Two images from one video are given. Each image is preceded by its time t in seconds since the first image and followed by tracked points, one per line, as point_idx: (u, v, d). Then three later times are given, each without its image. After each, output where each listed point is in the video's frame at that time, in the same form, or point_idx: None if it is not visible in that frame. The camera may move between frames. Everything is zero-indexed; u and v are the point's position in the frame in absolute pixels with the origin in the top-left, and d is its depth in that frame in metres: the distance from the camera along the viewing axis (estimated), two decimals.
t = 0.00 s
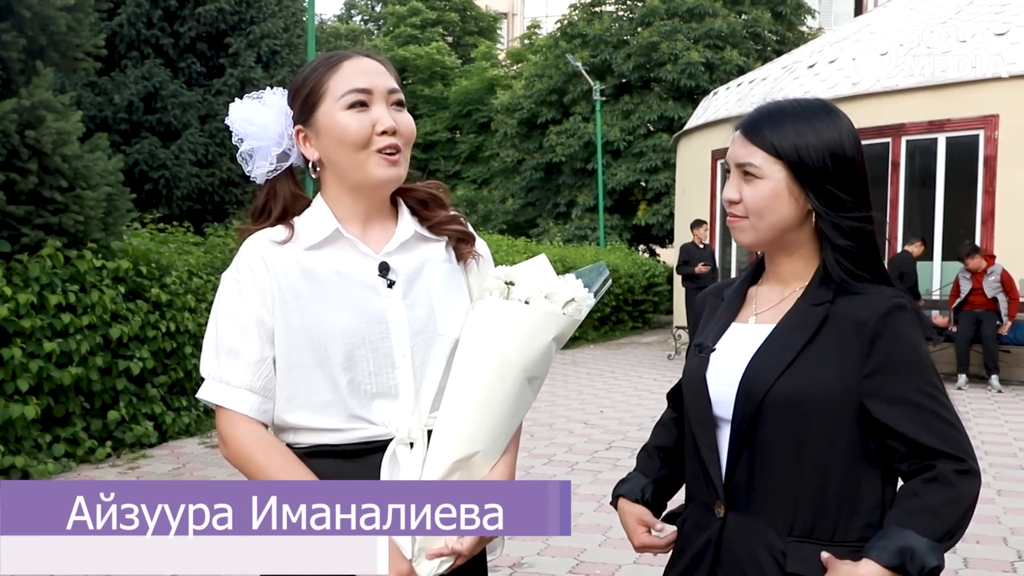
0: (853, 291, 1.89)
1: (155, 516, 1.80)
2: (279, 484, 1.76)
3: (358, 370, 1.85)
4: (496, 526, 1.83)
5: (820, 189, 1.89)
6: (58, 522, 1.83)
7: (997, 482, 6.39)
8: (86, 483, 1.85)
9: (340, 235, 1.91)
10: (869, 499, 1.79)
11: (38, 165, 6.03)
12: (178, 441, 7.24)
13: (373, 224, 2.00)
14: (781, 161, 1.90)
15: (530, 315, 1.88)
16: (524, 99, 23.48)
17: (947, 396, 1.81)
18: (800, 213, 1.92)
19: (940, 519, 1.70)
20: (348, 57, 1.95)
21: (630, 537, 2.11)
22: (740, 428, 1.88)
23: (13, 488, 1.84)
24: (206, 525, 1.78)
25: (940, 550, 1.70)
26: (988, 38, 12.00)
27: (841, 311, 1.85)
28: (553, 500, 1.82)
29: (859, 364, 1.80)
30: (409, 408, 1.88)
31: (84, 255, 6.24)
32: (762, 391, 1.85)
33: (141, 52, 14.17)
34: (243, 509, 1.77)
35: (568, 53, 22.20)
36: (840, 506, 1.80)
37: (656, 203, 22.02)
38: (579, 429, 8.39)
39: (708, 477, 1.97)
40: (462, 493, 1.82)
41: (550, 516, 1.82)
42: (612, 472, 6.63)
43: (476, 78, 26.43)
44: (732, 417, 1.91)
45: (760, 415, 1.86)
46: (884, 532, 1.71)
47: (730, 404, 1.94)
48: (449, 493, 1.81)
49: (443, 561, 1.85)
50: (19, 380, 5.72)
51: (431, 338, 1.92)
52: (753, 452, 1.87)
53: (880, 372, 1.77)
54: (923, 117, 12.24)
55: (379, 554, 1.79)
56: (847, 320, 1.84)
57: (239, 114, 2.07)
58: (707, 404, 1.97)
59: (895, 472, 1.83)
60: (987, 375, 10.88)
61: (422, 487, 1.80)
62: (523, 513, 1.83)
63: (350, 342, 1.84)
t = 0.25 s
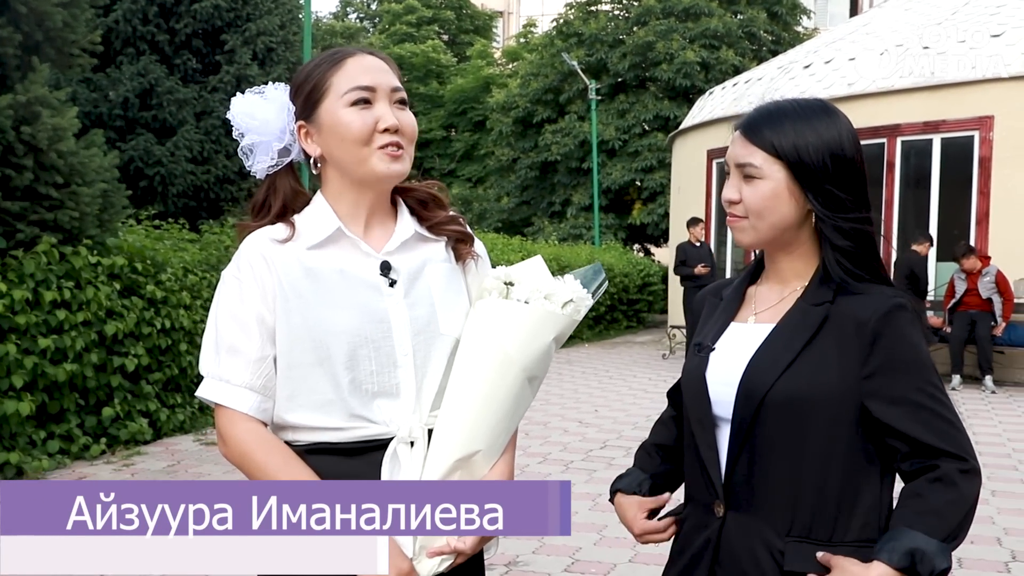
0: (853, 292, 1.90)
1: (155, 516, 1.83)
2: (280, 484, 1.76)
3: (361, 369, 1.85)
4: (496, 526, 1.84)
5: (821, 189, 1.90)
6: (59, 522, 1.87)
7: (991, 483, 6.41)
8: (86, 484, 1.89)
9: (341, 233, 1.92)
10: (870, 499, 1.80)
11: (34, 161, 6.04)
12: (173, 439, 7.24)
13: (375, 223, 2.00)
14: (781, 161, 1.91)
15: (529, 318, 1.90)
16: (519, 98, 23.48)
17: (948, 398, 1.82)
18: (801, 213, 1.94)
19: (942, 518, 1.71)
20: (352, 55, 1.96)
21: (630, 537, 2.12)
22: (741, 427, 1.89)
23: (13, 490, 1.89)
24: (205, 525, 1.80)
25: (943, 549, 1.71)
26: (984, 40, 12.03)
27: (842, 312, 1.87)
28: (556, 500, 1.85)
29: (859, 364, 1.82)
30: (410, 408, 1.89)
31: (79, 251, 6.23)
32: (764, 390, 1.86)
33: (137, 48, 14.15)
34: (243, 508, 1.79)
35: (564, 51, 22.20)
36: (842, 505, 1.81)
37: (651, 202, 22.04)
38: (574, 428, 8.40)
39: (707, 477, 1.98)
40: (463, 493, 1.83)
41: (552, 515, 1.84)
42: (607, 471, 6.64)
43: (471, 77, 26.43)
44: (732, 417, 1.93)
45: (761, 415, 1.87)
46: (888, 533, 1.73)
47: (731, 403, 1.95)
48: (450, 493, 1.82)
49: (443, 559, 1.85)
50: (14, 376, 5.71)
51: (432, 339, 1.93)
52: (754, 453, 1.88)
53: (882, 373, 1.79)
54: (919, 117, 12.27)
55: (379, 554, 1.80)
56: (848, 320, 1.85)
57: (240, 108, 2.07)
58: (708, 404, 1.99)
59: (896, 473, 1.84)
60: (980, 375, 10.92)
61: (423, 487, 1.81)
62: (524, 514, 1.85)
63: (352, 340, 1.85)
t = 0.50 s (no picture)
0: (855, 293, 1.91)
1: (155, 516, 1.82)
2: (281, 484, 1.76)
3: (362, 366, 1.86)
4: (495, 526, 1.85)
5: (824, 190, 1.91)
6: (59, 522, 1.86)
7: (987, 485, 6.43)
8: (85, 483, 1.88)
9: (340, 231, 1.92)
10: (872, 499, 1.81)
11: (32, 157, 6.03)
12: (170, 436, 7.23)
13: (373, 221, 2.01)
14: (784, 161, 1.92)
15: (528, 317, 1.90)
16: (517, 97, 23.47)
17: (949, 398, 1.83)
18: (804, 214, 1.94)
19: (941, 518, 1.72)
20: (355, 52, 1.96)
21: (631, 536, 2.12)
22: (741, 427, 1.90)
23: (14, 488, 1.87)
24: (206, 525, 1.80)
25: (942, 548, 1.71)
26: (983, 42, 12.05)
27: (844, 313, 1.88)
28: (554, 500, 1.85)
29: (859, 364, 1.82)
30: (410, 405, 1.90)
31: (77, 248, 6.22)
32: (765, 390, 1.87)
33: (136, 45, 14.14)
34: (244, 508, 1.79)
35: (562, 51, 22.21)
36: (842, 505, 1.82)
37: (648, 203, 22.03)
38: (571, 427, 8.41)
39: (708, 477, 1.98)
40: (461, 493, 1.83)
41: (551, 515, 1.85)
42: (604, 471, 6.65)
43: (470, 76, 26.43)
44: (733, 418, 1.93)
45: (762, 415, 1.88)
46: (888, 531, 1.73)
47: (732, 404, 1.96)
48: (449, 493, 1.82)
49: (442, 556, 1.87)
50: (11, 372, 5.71)
51: (433, 336, 1.94)
52: (755, 453, 1.89)
53: (882, 374, 1.80)
54: (917, 119, 12.29)
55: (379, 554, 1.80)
56: (850, 321, 1.86)
57: (240, 101, 2.06)
58: (709, 404, 1.99)
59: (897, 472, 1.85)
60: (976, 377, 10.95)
61: (422, 487, 1.81)
62: (523, 514, 1.86)
63: (352, 338, 1.85)
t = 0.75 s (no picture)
0: (860, 292, 1.90)
1: (155, 516, 1.83)
2: (281, 483, 1.76)
3: (364, 364, 1.86)
4: (496, 526, 1.84)
5: (830, 192, 1.90)
6: (59, 522, 1.87)
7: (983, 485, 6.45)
8: (86, 483, 1.89)
9: (340, 233, 1.91)
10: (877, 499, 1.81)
11: (32, 153, 6.02)
12: (169, 433, 7.23)
13: (373, 221, 2.00)
14: (791, 161, 1.91)
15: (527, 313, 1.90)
16: (517, 95, 23.45)
17: (953, 397, 1.83)
18: (809, 214, 1.94)
19: (943, 516, 1.73)
20: (361, 52, 1.95)
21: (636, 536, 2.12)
22: (745, 427, 1.90)
23: (16, 489, 1.90)
24: (206, 525, 1.81)
25: (943, 546, 1.72)
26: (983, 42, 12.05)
27: (849, 313, 1.88)
28: (555, 500, 1.85)
29: (863, 365, 1.82)
30: (412, 404, 1.89)
31: (77, 244, 6.22)
32: (769, 391, 1.87)
33: (136, 42, 14.13)
34: (243, 508, 1.79)
35: (562, 50, 22.20)
36: (846, 505, 1.82)
37: (648, 202, 22.02)
38: (570, 426, 8.41)
39: (712, 477, 1.98)
40: (462, 493, 1.82)
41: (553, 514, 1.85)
42: (604, 469, 6.65)
43: (469, 74, 26.43)
44: (737, 418, 1.93)
45: (766, 416, 1.88)
46: (889, 528, 1.75)
47: (736, 404, 1.96)
48: (449, 493, 1.82)
49: (447, 553, 1.85)
50: (11, 368, 5.71)
51: (434, 335, 1.93)
52: (758, 453, 1.89)
53: (884, 375, 1.80)
54: (917, 119, 12.28)
55: (379, 554, 1.80)
56: (855, 320, 1.86)
57: (244, 99, 2.05)
58: (714, 404, 1.99)
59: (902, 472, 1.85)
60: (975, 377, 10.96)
61: (424, 487, 1.81)
62: (524, 513, 1.85)
63: (355, 337, 1.85)
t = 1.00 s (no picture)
0: (862, 292, 1.91)
1: (155, 516, 1.82)
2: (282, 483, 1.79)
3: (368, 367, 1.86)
4: (496, 526, 1.84)
5: (833, 192, 1.90)
6: (58, 522, 1.85)
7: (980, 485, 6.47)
8: (85, 483, 1.88)
9: (345, 237, 1.92)
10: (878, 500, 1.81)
11: (31, 151, 6.01)
12: (167, 431, 7.23)
13: (377, 225, 2.01)
14: (794, 161, 1.91)
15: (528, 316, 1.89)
16: (515, 94, 23.44)
17: (954, 398, 1.84)
18: (812, 213, 1.94)
19: (944, 517, 1.74)
20: (370, 56, 1.95)
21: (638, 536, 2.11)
22: (749, 427, 1.90)
23: (16, 488, 1.87)
24: (206, 525, 1.79)
25: (942, 545, 1.73)
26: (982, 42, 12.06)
27: (851, 313, 1.88)
28: (553, 500, 1.82)
29: (866, 367, 1.82)
30: (414, 406, 1.89)
31: (76, 242, 6.20)
32: (772, 390, 1.87)
33: (135, 40, 14.13)
34: (243, 508, 1.80)
35: (561, 49, 22.20)
36: (847, 505, 1.83)
37: (646, 201, 22.01)
38: (568, 425, 8.41)
39: (713, 476, 1.98)
40: (462, 493, 1.83)
41: (550, 513, 1.82)
42: (602, 469, 6.65)
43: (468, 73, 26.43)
44: (740, 417, 1.93)
45: (769, 416, 1.88)
46: (889, 526, 1.76)
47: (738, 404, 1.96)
48: (449, 492, 1.82)
49: (451, 552, 1.87)
50: (9, 366, 5.70)
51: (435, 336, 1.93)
52: (761, 454, 1.89)
53: (888, 376, 1.80)
54: (915, 119, 12.29)
55: (378, 554, 1.81)
56: (858, 321, 1.86)
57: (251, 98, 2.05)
58: (716, 404, 1.99)
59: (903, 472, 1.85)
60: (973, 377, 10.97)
61: (425, 487, 1.81)
62: (524, 513, 1.83)
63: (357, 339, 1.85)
